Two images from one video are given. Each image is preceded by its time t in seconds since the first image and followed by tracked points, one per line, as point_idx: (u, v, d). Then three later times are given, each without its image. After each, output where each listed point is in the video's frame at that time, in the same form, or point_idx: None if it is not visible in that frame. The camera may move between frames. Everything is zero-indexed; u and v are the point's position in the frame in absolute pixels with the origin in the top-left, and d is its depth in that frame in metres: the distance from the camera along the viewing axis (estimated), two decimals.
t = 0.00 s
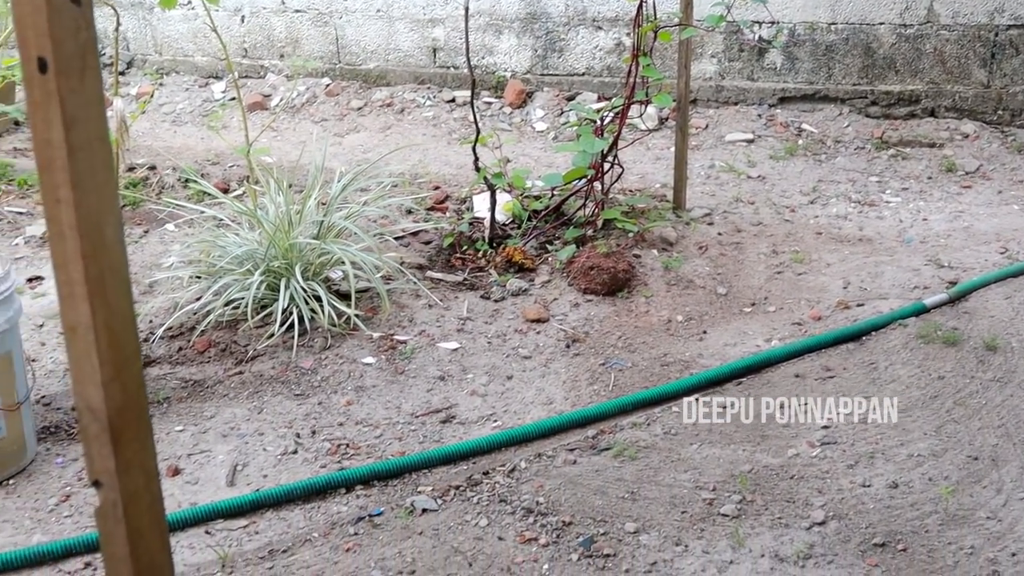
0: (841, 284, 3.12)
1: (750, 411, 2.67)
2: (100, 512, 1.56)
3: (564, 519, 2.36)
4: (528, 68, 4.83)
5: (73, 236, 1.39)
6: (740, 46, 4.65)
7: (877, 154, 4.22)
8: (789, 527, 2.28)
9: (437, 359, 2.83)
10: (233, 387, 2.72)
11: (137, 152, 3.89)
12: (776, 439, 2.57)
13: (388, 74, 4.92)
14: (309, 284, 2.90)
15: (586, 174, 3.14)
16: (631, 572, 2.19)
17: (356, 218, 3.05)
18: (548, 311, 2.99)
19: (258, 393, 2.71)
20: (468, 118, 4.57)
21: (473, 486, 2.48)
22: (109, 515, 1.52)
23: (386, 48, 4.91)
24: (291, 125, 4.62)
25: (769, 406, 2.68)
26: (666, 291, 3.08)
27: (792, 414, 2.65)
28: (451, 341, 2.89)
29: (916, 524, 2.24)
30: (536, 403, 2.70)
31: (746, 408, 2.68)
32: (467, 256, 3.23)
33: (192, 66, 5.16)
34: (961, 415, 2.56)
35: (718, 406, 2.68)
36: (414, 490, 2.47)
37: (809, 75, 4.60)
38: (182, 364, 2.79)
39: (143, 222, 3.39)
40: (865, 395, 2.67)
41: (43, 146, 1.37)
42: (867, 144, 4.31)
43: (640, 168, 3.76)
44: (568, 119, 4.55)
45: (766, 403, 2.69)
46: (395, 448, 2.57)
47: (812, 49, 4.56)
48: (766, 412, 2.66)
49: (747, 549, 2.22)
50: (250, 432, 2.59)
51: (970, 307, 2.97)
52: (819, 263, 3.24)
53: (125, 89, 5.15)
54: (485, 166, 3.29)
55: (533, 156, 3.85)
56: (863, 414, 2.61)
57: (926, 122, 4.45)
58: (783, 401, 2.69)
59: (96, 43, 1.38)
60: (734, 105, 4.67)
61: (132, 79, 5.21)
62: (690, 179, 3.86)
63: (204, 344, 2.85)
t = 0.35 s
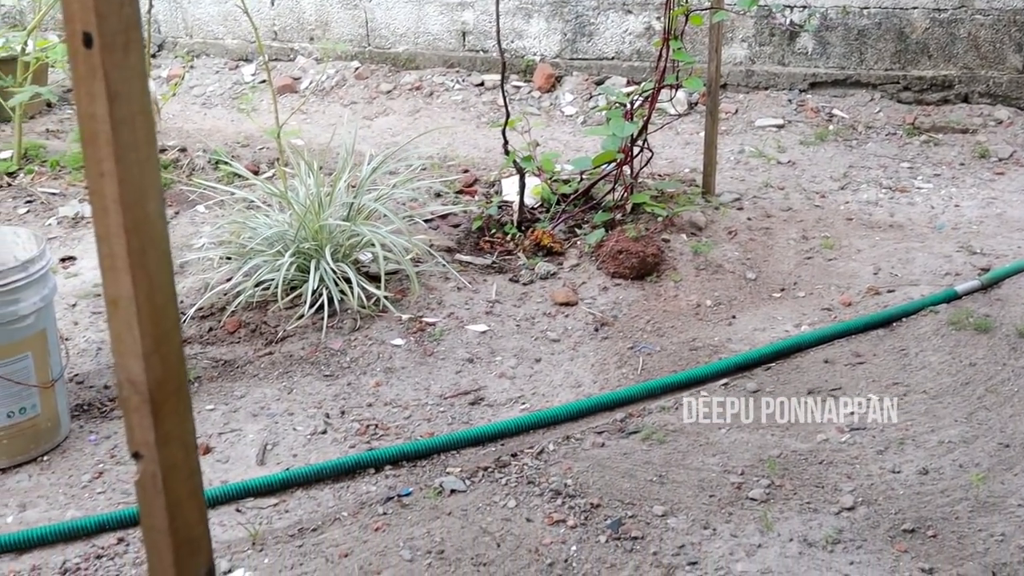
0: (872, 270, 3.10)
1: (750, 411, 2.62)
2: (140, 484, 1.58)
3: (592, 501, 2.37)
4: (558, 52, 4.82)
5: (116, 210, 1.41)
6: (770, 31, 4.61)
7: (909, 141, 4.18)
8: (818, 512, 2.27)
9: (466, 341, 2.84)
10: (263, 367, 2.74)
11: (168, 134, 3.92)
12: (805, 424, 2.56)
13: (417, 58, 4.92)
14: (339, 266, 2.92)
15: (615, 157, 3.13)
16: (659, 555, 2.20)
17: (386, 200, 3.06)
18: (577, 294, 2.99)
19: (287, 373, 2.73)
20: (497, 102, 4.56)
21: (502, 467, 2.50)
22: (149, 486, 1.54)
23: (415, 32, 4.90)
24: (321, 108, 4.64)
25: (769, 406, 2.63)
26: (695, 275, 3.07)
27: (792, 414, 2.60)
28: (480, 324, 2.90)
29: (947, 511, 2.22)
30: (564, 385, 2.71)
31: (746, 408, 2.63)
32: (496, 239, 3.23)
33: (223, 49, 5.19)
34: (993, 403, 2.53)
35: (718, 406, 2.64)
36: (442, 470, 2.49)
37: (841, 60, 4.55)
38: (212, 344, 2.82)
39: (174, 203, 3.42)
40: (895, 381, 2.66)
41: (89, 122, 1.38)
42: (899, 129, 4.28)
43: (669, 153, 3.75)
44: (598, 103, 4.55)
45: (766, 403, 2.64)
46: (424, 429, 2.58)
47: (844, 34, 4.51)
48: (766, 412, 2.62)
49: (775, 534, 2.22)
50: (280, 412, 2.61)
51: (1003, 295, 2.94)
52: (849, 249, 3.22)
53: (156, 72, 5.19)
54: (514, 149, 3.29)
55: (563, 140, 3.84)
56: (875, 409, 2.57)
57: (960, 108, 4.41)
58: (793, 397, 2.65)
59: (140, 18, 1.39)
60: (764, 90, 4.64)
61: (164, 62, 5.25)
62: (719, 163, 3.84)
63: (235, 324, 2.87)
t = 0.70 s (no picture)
0: (924, 263, 3.07)
1: (765, 407, 2.59)
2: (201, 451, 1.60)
3: (636, 486, 2.37)
4: (609, 38, 4.80)
5: (186, 179, 1.42)
6: (825, 20, 4.56)
7: (963, 134, 4.12)
8: (865, 504, 2.25)
9: (513, 323, 2.85)
10: (311, 343, 2.77)
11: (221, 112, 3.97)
12: (854, 415, 2.54)
13: (467, 41, 4.90)
14: (388, 245, 2.94)
15: (666, 144, 3.11)
16: (703, 541, 2.19)
17: (436, 182, 3.07)
18: (624, 280, 2.99)
19: (335, 350, 2.75)
20: (547, 86, 4.53)
21: (547, 449, 2.50)
22: (211, 453, 1.56)
23: (466, 15, 4.89)
24: (371, 90, 4.65)
25: (803, 400, 2.60)
26: (744, 264, 3.06)
27: (792, 414, 2.57)
28: (527, 306, 2.91)
29: (996, 507, 2.19)
30: (610, 370, 2.71)
31: (794, 397, 2.61)
32: (544, 223, 3.23)
33: (275, 29, 5.22)
34: None
35: (751, 399, 2.61)
36: (488, 450, 2.51)
37: (896, 50, 4.48)
38: (262, 320, 2.85)
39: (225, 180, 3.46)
40: (945, 375, 2.63)
41: (161, 91, 1.39)
42: (954, 122, 4.22)
43: (719, 141, 3.73)
44: (648, 90, 4.52)
45: (813, 393, 2.62)
46: (470, 409, 2.60)
47: (900, 24, 4.45)
48: (800, 406, 2.59)
49: (821, 524, 2.20)
50: (327, 388, 2.64)
51: None
52: (901, 241, 3.19)
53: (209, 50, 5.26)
54: (564, 134, 3.30)
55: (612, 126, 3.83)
56: (924, 402, 2.54)
57: (1018, 102, 4.33)
58: (842, 388, 2.63)
59: None
60: (816, 80, 4.62)
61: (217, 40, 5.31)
62: (769, 153, 3.81)
63: (284, 300, 2.90)
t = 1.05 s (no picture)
0: (968, 255, 3.03)
1: (804, 395, 2.57)
2: (251, 419, 1.60)
3: (674, 470, 2.36)
4: (652, 21, 4.76)
5: (244, 148, 1.41)
6: (873, 6, 4.51)
7: (1011, 125, 4.05)
8: (904, 494, 2.23)
9: (552, 305, 2.85)
10: (350, 320, 2.78)
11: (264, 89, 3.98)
12: (895, 406, 2.52)
13: (510, 22, 4.87)
14: (429, 225, 2.95)
15: (709, 129, 3.10)
16: (740, 527, 2.18)
17: (477, 162, 3.09)
18: (664, 265, 2.98)
19: (375, 328, 2.77)
20: (589, 69, 4.50)
21: (584, 431, 2.50)
22: (261, 422, 1.56)
23: None
24: (412, 70, 4.64)
25: (842, 389, 2.58)
26: (785, 252, 3.04)
27: (792, 413, 2.52)
28: (566, 289, 2.91)
29: None
30: (649, 354, 2.71)
31: (834, 386, 2.59)
32: (584, 206, 3.22)
33: (317, 7, 5.22)
34: None
35: (790, 387, 2.60)
36: (525, 431, 2.51)
37: (945, 39, 4.43)
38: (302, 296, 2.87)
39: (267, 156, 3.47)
40: (988, 367, 2.60)
41: (221, 60, 1.38)
42: (1001, 113, 4.15)
43: (762, 127, 3.70)
44: (691, 74, 4.47)
45: (853, 383, 2.60)
46: (507, 389, 2.60)
47: (950, 12, 4.40)
48: (839, 394, 2.57)
49: (859, 514, 2.19)
50: (366, 364, 2.65)
51: None
52: (945, 232, 3.15)
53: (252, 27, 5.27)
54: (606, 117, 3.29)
55: (654, 110, 3.81)
56: (966, 395, 2.52)
57: None
58: (883, 378, 2.61)
59: None
60: (861, 68, 4.54)
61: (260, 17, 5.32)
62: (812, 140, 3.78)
63: (324, 278, 2.91)
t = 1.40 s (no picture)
0: (1014, 250, 2.99)
1: (845, 387, 2.55)
2: (303, 398, 1.61)
3: (713, 460, 2.35)
4: (694, 10, 4.71)
5: (302, 129, 1.41)
6: None
7: None
8: (946, 489, 2.21)
9: (591, 293, 2.85)
10: (390, 304, 2.80)
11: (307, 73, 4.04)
12: (938, 400, 2.49)
13: (551, 10, 4.82)
14: (469, 210, 2.95)
15: (752, 118, 3.07)
16: (779, 518, 2.17)
17: (519, 148, 3.09)
18: (704, 255, 2.97)
19: (414, 313, 2.78)
20: (630, 57, 4.48)
21: (623, 419, 2.50)
22: (313, 401, 1.57)
23: None
24: (453, 56, 4.62)
25: (884, 382, 2.56)
26: (827, 243, 3.02)
27: (792, 413, 2.49)
28: (606, 277, 2.90)
29: None
30: (688, 343, 2.70)
31: (876, 379, 2.57)
32: (624, 194, 3.20)
33: None
34: None
35: (832, 378, 2.58)
36: (564, 418, 2.51)
37: (992, 30, 4.40)
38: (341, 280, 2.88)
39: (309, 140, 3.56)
40: None
41: (281, 41, 1.38)
42: None
43: (804, 118, 3.67)
44: (733, 63, 4.44)
45: (896, 376, 2.58)
46: (546, 375, 2.61)
47: (998, 3, 4.38)
48: (881, 387, 2.55)
49: (900, 507, 2.17)
50: (406, 348, 2.66)
51: None
52: (990, 226, 3.11)
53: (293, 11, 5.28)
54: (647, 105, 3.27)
55: (695, 99, 3.79)
56: (1011, 390, 2.48)
57: None
58: (926, 372, 2.58)
59: None
60: (907, 59, 4.48)
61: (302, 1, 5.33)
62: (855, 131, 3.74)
63: (364, 262, 2.91)
